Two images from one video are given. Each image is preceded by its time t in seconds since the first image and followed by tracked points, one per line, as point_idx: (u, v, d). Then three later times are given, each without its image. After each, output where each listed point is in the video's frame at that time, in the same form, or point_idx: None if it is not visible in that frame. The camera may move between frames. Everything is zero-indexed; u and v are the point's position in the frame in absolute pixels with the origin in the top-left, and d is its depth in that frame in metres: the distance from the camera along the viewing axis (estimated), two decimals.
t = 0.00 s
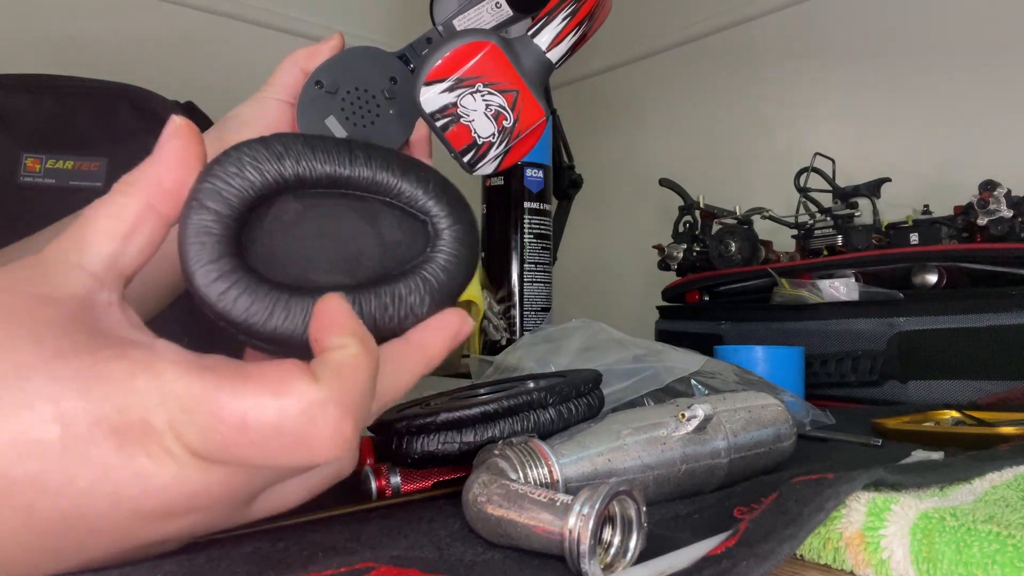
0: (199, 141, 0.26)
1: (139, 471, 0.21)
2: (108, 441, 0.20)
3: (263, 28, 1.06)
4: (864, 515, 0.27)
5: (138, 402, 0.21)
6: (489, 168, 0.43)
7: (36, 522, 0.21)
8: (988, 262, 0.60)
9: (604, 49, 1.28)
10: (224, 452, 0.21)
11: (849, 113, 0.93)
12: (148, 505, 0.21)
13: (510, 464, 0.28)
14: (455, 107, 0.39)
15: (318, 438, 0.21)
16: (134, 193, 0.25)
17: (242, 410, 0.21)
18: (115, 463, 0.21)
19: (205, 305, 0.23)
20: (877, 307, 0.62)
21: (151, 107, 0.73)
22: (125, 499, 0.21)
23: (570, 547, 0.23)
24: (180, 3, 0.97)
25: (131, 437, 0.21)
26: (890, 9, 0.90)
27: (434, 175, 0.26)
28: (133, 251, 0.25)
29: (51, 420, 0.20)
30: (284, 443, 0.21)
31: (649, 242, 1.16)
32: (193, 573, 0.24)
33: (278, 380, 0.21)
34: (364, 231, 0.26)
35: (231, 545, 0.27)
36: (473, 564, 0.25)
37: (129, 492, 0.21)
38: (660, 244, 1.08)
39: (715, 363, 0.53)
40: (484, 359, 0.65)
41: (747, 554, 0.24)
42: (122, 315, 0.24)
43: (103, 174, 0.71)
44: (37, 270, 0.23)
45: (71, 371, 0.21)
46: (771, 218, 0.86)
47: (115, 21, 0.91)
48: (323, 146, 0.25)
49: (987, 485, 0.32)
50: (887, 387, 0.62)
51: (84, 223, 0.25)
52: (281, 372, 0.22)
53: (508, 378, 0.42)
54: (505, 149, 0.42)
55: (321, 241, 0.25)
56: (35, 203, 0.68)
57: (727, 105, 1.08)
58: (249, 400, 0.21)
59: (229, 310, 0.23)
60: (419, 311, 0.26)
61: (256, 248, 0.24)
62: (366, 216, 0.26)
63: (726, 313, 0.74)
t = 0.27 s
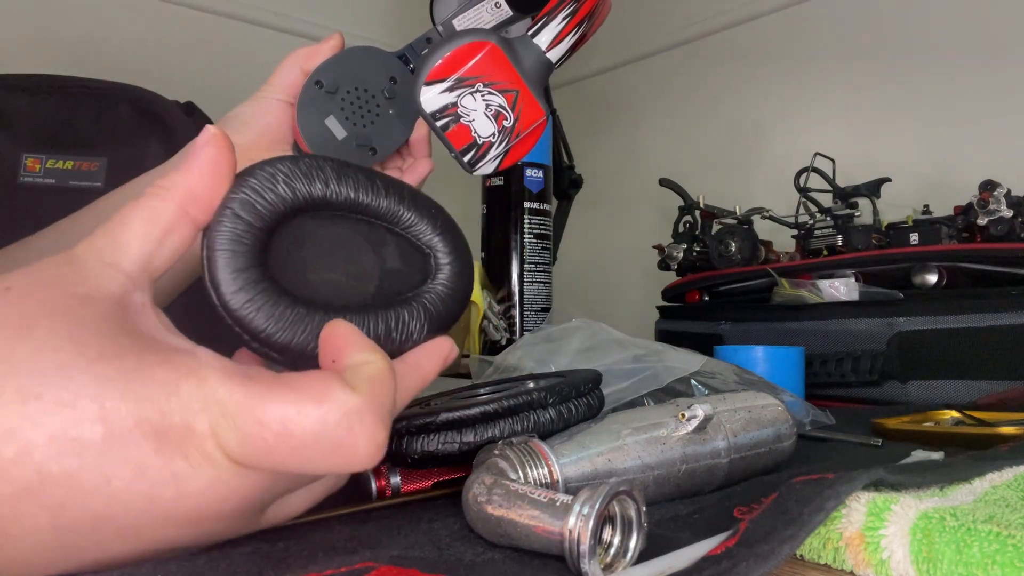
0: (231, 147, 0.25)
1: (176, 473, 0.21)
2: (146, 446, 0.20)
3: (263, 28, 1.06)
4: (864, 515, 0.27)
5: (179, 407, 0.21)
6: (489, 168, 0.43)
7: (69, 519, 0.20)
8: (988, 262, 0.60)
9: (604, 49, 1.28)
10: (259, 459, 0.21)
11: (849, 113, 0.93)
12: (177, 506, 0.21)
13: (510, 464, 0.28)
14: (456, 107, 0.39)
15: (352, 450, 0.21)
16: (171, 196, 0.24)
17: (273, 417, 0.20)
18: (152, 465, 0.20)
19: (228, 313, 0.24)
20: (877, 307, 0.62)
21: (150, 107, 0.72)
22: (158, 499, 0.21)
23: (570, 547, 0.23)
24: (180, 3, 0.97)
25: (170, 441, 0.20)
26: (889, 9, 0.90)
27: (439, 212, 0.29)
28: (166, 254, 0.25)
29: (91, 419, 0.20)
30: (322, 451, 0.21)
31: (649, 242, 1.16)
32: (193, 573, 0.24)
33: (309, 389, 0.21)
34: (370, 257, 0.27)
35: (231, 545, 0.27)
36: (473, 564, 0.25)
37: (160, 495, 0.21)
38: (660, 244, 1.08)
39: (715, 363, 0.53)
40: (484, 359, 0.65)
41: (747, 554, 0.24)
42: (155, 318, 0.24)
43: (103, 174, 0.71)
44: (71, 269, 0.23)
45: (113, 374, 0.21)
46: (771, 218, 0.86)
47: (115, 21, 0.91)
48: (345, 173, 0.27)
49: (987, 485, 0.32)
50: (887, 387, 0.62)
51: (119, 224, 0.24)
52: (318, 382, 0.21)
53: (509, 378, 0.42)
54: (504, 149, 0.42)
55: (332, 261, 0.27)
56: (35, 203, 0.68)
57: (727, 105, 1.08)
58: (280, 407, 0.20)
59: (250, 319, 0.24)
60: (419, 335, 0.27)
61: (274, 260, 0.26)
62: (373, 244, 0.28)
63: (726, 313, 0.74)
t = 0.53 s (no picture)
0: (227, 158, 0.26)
1: (178, 458, 0.21)
2: (152, 431, 0.21)
3: (263, 28, 1.06)
4: (864, 515, 0.27)
5: (182, 393, 0.21)
6: (489, 169, 0.43)
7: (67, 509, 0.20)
8: (988, 262, 0.60)
9: (604, 50, 1.28)
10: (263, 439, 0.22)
11: (848, 113, 0.93)
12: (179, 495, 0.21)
13: (510, 464, 0.28)
14: (455, 107, 0.39)
15: (357, 412, 0.22)
16: (172, 200, 0.26)
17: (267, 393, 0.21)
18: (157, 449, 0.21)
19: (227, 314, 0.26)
20: (877, 307, 0.62)
21: (150, 107, 0.72)
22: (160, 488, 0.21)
23: (570, 547, 0.23)
24: (180, 3, 0.97)
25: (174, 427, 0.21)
26: (889, 9, 0.90)
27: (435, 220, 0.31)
28: (166, 257, 0.26)
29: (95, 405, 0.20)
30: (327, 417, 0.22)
31: (649, 242, 1.16)
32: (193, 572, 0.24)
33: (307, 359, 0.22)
34: (366, 262, 0.29)
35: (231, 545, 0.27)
36: (473, 564, 0.25)
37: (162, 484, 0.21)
38: (660, 244, 1.08)
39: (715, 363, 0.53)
40: (484, 359, 0.65)
41: (747, 554, 0.24)
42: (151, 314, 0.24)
43: (103, 174, 0.71)
44: (69, 265, 0.23)
45: (115, 363, 0.21)
46: (771, 218, 0.86)
47: (115, 21, 0.91)
48: (341, 183, 0.29)
49: (987, 485, 0.32)
50: (887, 387, 0.62)
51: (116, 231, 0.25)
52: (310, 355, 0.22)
53: (509, 378, 0.42)
54: (504, 149, 0.42)
55: (329, 267, 0.29)
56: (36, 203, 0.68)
57: (726, 105, 1.08)
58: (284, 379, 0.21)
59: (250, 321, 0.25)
60: (416, 338, 0.28)
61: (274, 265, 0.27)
62: (370, 251, 0.30)
63: (726, 313, 0.74)
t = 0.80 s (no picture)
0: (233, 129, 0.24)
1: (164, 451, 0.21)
2: (131, 444, 0.21)
3: (263, 28, 1.06)
4: (864, 515, 0.27)
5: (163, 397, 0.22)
6: (487, 167, 0.43)
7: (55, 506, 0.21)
8: (988, 262, 0.60)
9: (603, 50, 1.28)
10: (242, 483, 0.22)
11: (849, 113, 0.93)
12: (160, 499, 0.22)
13: (509, 464, 0.28)
14: (454, 105, 0.39)
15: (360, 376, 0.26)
16: (161, 194, 0.23)
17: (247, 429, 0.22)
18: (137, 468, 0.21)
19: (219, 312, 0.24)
20: (877, 307, 0.62)
21: (150, 107, 0.73)
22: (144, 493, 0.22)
23: (570, 546, 0.23)
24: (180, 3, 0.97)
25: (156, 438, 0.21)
26: (889, 8, 0.90)
27: (475, 197, 0.25)
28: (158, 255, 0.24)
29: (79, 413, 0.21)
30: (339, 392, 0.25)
31: (649, 242, 1.16)
32: (192, 573, 0.24)
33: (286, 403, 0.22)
34: (387, 249, 0.24)
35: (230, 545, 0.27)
36: (473, 565, 0.25)
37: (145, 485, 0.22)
38: (660, 244, 1.08)
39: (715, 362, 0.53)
40: (484, 360, 0.65)
41: (747, 554, 0.24)
42: (132, 331, 0.24)
43: (103, 175, 0.71)
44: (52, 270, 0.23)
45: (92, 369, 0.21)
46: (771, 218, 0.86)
47: (116, 22, 0.91)
48: (373, 160, 0.23)
49: (987, 485, 0.32)
50: (887, 387, 0.62)
51: (103, 217, 0.23)
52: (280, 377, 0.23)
53: (509, 378, 0.42)
54: (503, 146, 0.42)
55: (339, 256, 0.24)
56: (36, 203, 0.68)
57: (726, 105, 1.08)
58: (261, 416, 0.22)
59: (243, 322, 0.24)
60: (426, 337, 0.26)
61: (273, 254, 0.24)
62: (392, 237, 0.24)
63: (726, 313, 0.74)
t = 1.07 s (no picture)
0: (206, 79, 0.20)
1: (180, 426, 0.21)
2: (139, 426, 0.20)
3: (264, 28, 1.06)
4: (864, 515, 0.27)
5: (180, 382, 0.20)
6: (488, 169, 0.43)
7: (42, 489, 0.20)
8: (988, 262, 0.60)
9: (604, 50, 1.28)
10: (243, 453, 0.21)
11: (849, 113, 0.93)
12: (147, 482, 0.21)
13: (510, 464, 0.28)
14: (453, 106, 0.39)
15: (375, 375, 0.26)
16: (145, 168, 0.19)
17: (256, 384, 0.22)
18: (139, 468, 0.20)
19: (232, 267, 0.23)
20: (878, 307, 0.62)
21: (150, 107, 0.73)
22: (132, 476, 0.21)
23: (570, 546, 0.23)
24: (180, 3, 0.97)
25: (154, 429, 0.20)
26: (889, 8, 0.90)
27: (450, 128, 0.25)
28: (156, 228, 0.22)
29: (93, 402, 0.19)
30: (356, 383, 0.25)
31: (649, 242, 1.16)
32: (192, 572, 0.24)
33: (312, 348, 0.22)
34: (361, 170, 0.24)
35: (228, 545, 0.27)
36: (473, 565, 0.25)
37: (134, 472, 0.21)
38: (660, 244, 1.08)
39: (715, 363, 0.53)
40: (484, 359, 0.65)
41: (747, 554, 0.24)
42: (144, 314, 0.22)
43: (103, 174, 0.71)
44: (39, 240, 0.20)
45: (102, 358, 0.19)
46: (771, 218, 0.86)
47: (115, 21, 0.91)
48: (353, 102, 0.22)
49: (987, 485, 0.32)
50: (887, 387, 0.62)
51: (78, 196, 0.19)
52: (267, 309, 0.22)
53: (509, 378, 0.42)
54: (504, 148, 0.42)
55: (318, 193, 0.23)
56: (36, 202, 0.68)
57: (727, 105, 1.08)
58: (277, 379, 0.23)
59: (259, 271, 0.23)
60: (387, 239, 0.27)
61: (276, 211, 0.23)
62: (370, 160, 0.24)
63: (726, 313, 0.74)
